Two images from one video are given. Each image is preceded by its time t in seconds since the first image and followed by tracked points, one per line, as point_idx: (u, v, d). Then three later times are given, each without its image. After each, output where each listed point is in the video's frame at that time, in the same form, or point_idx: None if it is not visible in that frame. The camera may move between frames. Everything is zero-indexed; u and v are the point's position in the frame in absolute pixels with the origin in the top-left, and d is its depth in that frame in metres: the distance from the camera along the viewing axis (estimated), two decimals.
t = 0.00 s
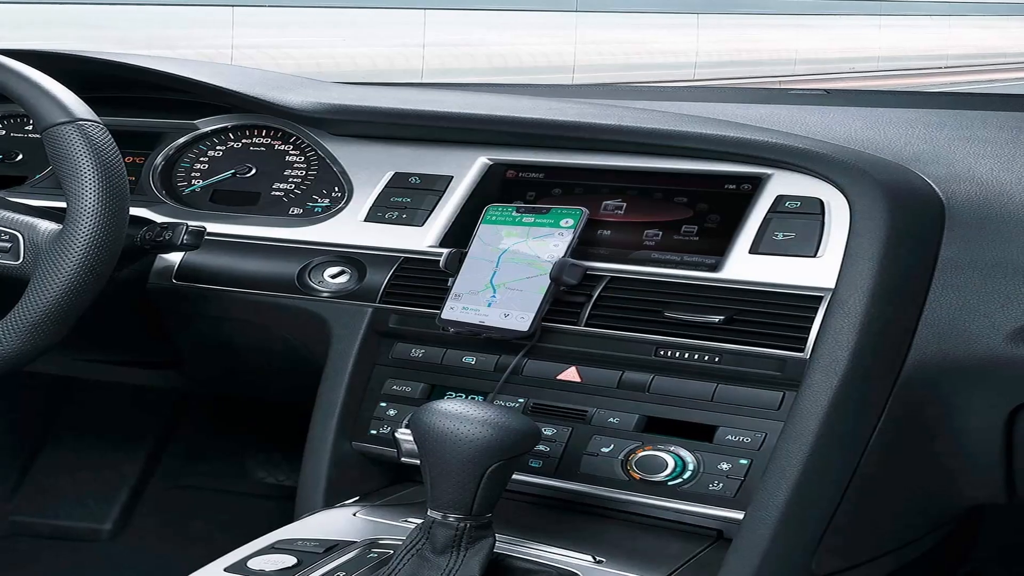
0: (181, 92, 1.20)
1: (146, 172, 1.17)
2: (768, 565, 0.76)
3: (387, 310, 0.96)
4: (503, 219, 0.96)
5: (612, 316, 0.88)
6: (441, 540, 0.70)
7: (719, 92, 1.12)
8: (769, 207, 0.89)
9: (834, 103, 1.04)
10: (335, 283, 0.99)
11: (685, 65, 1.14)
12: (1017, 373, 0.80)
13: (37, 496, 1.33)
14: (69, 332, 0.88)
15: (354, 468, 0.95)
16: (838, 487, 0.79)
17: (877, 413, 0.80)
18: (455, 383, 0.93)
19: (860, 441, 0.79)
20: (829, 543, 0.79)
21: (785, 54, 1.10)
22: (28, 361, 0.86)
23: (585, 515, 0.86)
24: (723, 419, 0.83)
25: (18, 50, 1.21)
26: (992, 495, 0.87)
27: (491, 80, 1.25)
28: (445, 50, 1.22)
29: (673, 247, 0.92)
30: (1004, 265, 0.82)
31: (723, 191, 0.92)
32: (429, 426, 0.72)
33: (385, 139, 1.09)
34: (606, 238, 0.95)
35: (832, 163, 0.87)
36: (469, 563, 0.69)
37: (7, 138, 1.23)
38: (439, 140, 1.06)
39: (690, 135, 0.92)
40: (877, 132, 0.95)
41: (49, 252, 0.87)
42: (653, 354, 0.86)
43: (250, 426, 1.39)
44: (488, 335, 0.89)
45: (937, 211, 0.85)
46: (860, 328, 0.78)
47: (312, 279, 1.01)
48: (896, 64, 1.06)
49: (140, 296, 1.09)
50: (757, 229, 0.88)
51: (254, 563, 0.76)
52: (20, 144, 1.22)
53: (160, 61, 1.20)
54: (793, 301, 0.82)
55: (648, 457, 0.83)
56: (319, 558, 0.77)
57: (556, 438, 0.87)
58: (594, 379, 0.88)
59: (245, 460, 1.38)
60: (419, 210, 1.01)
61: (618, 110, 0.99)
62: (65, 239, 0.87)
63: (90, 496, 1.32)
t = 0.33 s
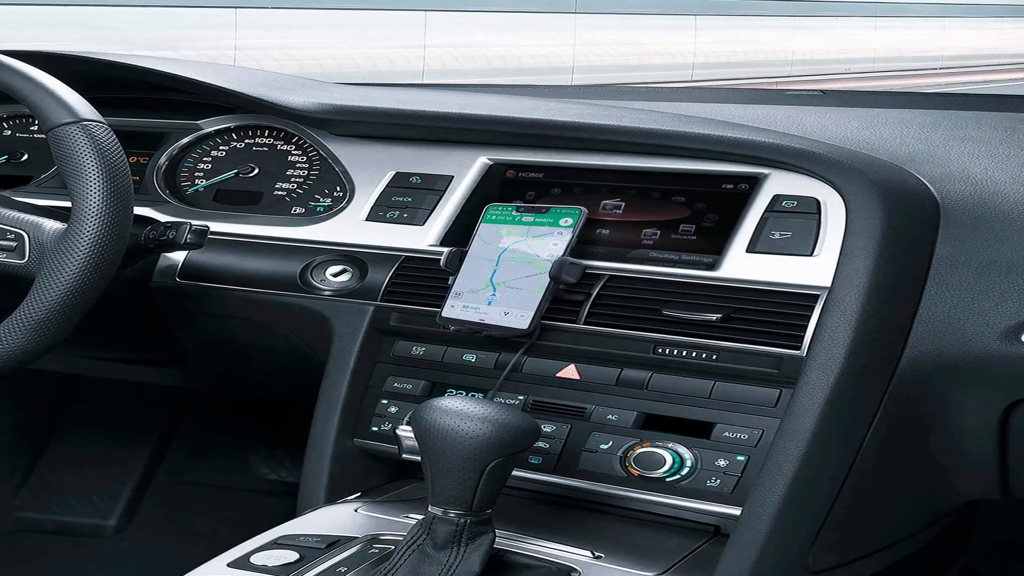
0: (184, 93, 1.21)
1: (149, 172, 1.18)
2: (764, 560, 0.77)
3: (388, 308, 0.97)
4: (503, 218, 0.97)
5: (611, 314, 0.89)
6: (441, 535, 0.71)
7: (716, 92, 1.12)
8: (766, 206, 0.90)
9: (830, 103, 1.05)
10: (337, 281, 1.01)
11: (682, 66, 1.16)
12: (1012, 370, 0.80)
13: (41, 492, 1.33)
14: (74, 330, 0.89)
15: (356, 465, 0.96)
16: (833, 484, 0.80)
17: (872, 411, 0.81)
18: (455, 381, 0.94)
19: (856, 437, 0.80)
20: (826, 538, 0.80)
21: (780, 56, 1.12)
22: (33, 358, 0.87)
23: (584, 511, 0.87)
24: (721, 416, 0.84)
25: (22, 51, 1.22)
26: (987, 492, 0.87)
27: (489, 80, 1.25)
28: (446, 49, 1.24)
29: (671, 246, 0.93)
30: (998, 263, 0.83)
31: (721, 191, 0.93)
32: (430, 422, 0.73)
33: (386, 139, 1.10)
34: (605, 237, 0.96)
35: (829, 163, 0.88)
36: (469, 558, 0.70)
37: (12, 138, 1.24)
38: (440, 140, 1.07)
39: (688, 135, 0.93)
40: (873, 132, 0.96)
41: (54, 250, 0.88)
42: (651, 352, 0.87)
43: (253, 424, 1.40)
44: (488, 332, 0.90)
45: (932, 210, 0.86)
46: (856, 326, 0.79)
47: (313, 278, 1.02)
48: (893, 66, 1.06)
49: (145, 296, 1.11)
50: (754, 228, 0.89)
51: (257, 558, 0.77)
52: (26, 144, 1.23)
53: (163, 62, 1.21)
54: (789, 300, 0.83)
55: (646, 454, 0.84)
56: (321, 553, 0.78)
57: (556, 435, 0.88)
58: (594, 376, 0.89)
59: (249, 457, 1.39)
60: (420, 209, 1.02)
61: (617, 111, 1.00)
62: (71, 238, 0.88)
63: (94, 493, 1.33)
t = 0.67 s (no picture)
0: (188, 93, 1.22)
1: (153, 172, 1.19)
2: (762, 556, 0.77)
3: (390, 306, 0.98)
4: (503, 217, 0.98)
5: (610, 313, 0.90)
6: (442, 531, 0.72)
7: (714, 92, 1.12)
8: (763, 206, 0.91)
9: (826, 103, 1.06)
10: (339, 279, 1.02)
11: (681, 66, 1.17)
12: (1006, 368, 0.81)
13: (46, 489, 1.34)
14: (78, 328, 0.90)
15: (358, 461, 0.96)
16: (830, 480, 0.80)
17: (868, 408, 0.82)
18: (455, 378, 0.95)
19: (852, 435, 0.81)
20: (822, 534, 0.81)
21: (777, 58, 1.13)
22: (38, 357, 0.88)
23: (582, 507, 0.88)
24: (718, 413, 0.85)
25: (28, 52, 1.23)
26: (981, 487, 0.89)
27: (488, 80, 1.24)
28: (446, 51, 1.25)
29: (669, 245, 0.94)
30: (993, 262, 0.84)
31: (718, 191, 0.94)
32: (431, 420, 0.74)
33: (387, 139, 1.11)
34: (603, 236, 0.97)
35: (825, 163, 0.89)
36: (469, 553, 0.71)
37: (18, 138, 1.25)
38: (441, 141, 1.08)
39: (686, 135, 0.94)
40: (868, 132, 0.97)
41: (59, 249, 0.89)
42: (649, 349, 0.88)
43: (255, 420, 1.41)
44: (488, 330, 0.91)
45: (927, 210, 0.87)
46: (852, 324, 0.80)
47: (316, 276, 1.03)
48: (886, 66, 1.08)
49: (148, 294, 1.11)
50: (751, 227, 0.90)
51: (260, 553, 0.78)
52: (31, 144, 1.24)
53: (167, 63, 1.22)
54: (786, 298, 0.84)
55: (644, 451, 0.85)
56: (323, 548, 0.79)
57: (555, 432, 0.89)
58: (592, 374, 0.90)
59: (251, 454, 1.40)
60: (420, 208, 1.03)
61: (616, 111, 1.01)
62: (75, 237, 0.89)
63: (99, 489, 1.34)
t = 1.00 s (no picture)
0: (191, 94, 1.22)
1: (157, 172, 1.20)
2: (759, 551, 0.78)
3: (391, 304, 0.99)
4: (503, 216, 0.99)
5: (609, 311, 0.91)
6: (442, 527, 0.73)
7: (712, 93, 1.16)
8: (760, 206, 0.92)
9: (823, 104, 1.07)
10: (340, 278, 1.03)
11: (679, 68, 1.18)
12: (1001, 366, 0.82)
13: (52, 484, 1.34)
14: (82, 327, 0.91)
15: (360, 458, 0.98)
16: (826, 477, 0.81)
17: (864, 405, 0.82)
18: (455, 376, 0.96)
19: (848, 431, 0.82)
20: (818, 530, 0.82)
21: (773, 59, 1.14)
22: (43, 355, 0.89)
23: (581, 503, 0.89)
24: (716, 410, 0.86)
25: (32, 54, 1.24)
26: (975, 483, 0.90)
27: (488, 80, 1.27)
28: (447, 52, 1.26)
29: (667, 243, 0.95)
30: (988, 260, 0.85)
31: (715, 190, 0.95)
32: (432, 417, 0.75)
33: (388, 139, 1.12)
34: (602, 235, 0.98)
35: (822, 163, 0.90)
36: (470, 549, 0.72)
37: (24, 139, 1.26)
38: (441, 141, 1.09)
39: (684, 135, 0.95)
40: (864, 133, 0.98)
41: (64, 248, 0.90)
42: (647, 347, 0.89)
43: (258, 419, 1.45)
44: (489, 328, 0.92)
45: (923, 209, 0.88)
46: (848, 322, 0.81)
47: (318, 275, 1.04)
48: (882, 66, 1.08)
49: (152, 292, 1.12)
50: (749, 226, 0.91)
51: (263, 549, 0.79)
52: (37, 144, 1.25)
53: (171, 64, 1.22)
54: (783, 297, 0.85)
55: (642, 447, 0.86)
56: (325, 544, 0.80)
57: (555, 429, 0.90)
58: (591, 371, 0.91)
59: (253, 451, 1.43)
60: (421, 208, 1.04)
61: (615, 112, 1.02)
62: (80, 236, 0.90)
63: (103, 486, 1.35)
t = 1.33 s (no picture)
0: (195, 95, 1.23)
1: (161, 171, 1.21)
2: (755, 547, 0.79)
3: (392, 302, 1.00)
4: (503, 215, 1.00)
5: (607, 310, 0.92)
6: (443, 523, 0.74)
7: (709, 95, 1.16)
8: (757, 205, 0.93)
9: (819, 105, 1.09)
10: (342, 277, 1.04)
11: (676, 69, 1.19)
12: (995, 364, 0.83)
13: (57, 480, 1.36)
14: (87, 325, 0.92)
15: (360, 455, 0.99)
16: (822, 473, 0.82)
17: (860, 403, 0.83)
18: (455, 373, 0.97)
19: (844, 429, 0.83)
20: (814, 525, 0.83)
21: (770, 59, 1.14)
22: (48, 353, 0.90)
23: (580, 500, 0.90)
24: (714, 407, 0.87)
25: (37, 55, 1.25)
26: (970, 479, 0.91)
27: (490, 81, 1.28)
28: (447, 54, 1.26)
29: (665, 242, 0.96)
30: (983, 259, 0.86)
31: (713, 190, 0.96)
32: (433, 414, 0.76)
33: (389, 139, 1.13)
34: (601, 234, 0.99)
35: (819, 163, 0.91)
36: (470, 545, 0.73)
37: (29, 139, 1.27)
38: (442, 141, 1.10)
39: (682, 135, 0.96)
40: (860, 133, 0.99)
41: (68, 247, 0.91)
42: (646, 345, 0.90)
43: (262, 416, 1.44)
44: (489, 326, 0.93)
45: (918, 209, 0.89)
46: (844, 321, 0.82)
47: (320, 274, 1.05)
48: (877, 68, 1.10)
49: (155, 292, 1.14)
50: (746, 225, 0.92)
51: (265, 545, 0.80)
52: (42, 144, 1.26)
53: (174, 65, 1.23)
54: (779, 295, 0.86)
55: (641, 444, 0.87)
56: (327, 540, 0.81)
57: (554, 426, 0.91)
58: (590, 368, 0.92)
59: (256, 447, 1.43)
60: (422, 207, 1.05)
61: (613, 112, 1.03)
62: (85, 235, 0.91)
63: (107, 481, 1.36)
